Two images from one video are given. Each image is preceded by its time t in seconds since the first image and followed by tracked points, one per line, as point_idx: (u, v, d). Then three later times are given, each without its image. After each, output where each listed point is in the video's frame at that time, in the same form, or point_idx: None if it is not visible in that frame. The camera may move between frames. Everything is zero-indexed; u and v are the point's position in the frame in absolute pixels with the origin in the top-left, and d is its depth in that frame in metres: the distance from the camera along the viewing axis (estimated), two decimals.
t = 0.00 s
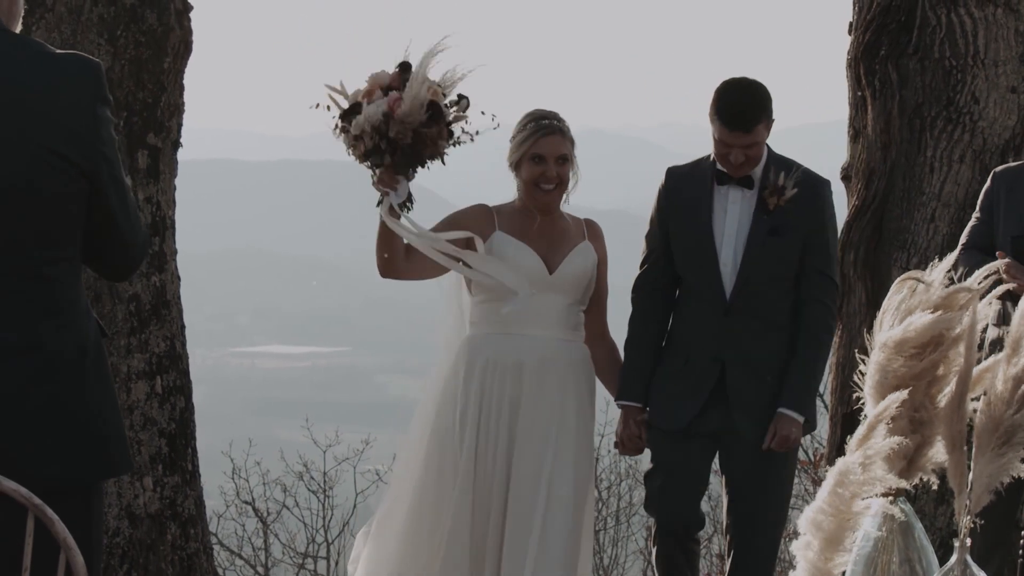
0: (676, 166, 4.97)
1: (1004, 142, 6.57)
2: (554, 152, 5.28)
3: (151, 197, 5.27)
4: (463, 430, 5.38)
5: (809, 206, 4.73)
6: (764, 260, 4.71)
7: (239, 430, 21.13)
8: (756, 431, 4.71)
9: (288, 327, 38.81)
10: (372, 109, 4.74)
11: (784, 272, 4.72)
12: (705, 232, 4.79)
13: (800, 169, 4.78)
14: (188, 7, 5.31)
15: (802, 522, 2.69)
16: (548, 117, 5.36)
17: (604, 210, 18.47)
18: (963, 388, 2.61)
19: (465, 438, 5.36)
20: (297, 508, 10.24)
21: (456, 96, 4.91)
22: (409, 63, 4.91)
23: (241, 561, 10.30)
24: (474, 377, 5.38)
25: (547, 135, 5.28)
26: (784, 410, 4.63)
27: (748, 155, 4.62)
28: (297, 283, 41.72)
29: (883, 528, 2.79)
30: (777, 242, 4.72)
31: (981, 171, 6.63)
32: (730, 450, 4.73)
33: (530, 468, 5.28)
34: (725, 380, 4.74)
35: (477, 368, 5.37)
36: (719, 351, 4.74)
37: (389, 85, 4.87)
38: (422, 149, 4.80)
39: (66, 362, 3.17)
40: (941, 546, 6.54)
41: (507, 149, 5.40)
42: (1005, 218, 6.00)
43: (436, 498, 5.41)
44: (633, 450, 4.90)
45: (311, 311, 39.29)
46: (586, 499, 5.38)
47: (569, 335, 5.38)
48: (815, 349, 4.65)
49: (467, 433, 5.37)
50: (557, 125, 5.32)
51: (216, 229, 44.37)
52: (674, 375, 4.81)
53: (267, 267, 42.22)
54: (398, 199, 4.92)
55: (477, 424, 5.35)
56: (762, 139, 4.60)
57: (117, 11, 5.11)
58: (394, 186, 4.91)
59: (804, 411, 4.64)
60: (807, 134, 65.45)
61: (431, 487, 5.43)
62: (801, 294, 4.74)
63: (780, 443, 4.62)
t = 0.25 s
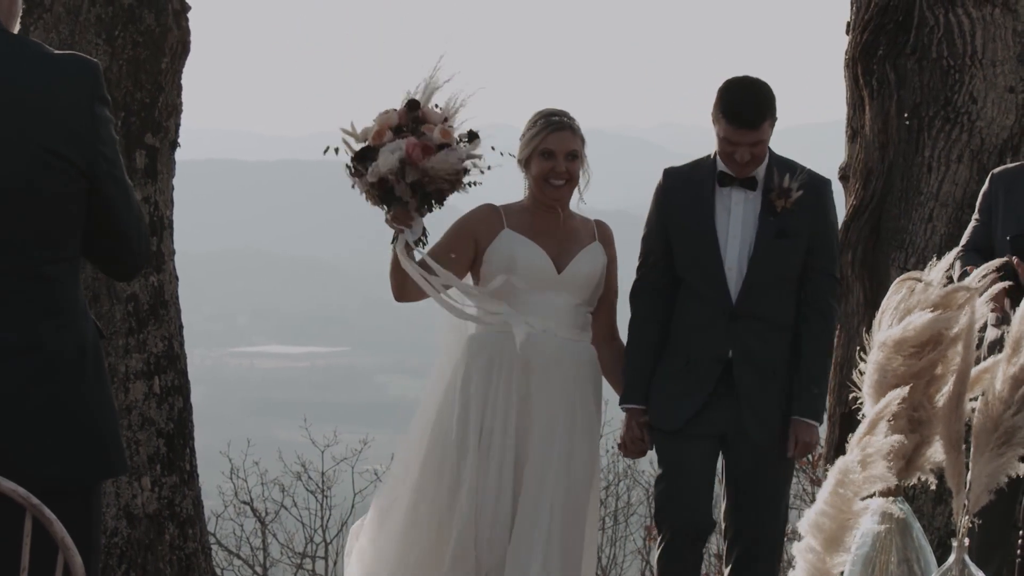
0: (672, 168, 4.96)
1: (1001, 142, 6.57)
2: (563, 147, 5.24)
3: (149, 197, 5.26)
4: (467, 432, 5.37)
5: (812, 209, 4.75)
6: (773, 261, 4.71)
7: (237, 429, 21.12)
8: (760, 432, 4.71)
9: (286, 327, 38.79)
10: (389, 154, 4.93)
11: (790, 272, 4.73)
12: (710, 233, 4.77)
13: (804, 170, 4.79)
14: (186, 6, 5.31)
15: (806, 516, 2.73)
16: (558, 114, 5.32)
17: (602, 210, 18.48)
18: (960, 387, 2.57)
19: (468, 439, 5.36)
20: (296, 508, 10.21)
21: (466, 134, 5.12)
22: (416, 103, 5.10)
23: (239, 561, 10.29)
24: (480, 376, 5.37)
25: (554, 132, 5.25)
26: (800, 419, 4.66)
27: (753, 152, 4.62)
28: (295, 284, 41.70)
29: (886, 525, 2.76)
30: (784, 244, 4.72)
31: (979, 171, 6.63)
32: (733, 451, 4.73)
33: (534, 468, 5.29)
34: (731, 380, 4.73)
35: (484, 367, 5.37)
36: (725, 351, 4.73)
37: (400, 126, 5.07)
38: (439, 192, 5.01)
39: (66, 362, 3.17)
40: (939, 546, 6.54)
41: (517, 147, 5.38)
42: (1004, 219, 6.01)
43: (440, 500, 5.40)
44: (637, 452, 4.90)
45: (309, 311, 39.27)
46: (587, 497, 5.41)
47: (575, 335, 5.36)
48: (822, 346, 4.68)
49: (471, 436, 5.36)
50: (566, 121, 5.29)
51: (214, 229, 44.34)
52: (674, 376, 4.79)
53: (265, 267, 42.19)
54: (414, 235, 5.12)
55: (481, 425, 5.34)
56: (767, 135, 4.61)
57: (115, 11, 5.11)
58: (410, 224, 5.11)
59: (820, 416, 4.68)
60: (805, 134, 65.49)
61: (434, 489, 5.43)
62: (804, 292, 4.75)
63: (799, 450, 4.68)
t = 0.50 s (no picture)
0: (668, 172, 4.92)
1: (1002, 143, 6.57)
2: (570, 146, 5.21)
3: (150, 197, 5.26)
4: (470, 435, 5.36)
5: (813, 210, 4.77)
6: (780, 262, 4.71)
7: (238, 429, 21.10)
8: (765, 436, 4.69)
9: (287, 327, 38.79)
10: (384, 199, 4.92)
11: (796, 271, 4.74)
12: (716, 234, 4.75)
13: (807, 170, 4.79)
14: (186, 7, 5.31)
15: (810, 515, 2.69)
16: (567, 112, 5.29)
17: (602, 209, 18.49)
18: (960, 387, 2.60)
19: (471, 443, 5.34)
20: (297, 508, 10.17)
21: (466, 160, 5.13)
22: (409, 137, 5.12)
23: (240, 561, 10.28)
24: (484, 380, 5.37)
25: (561, 130, 5.22)
26: (831, 415, 4.70)
27: (759, 150, 4.59)
28: (295, 284, 41.68)
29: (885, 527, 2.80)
30: (791, 245, 4.73)
31: (980, 170, 6.63)
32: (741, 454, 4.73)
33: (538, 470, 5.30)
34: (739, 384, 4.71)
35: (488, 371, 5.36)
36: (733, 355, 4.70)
37: (396, 163, 5.08)
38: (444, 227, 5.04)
39: (66, 362, 3.18)
40: (939, 546, 6.54)
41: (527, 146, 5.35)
42: (1005, 217, 6.00)
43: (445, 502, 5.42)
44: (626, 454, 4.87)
45: (309, 311, 39.27)
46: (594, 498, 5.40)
47: (578, 337, 5.34)
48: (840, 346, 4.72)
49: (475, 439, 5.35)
50: (575, 119, 5.26)
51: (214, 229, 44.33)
52: (678, 380, 4.75)
53: (266, 267, 42.19)
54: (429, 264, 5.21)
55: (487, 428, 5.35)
56: (771, 131, 4.59)
57: (116, 11, 5.12)
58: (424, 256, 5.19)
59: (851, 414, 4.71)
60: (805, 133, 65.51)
61: (440, 490, 5.44)
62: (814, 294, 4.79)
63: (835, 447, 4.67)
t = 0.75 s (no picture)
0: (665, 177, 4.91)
1: (1001, 143, 6.61)
2: (570, 147, 5.21)
3: (149, 197, 5.26)
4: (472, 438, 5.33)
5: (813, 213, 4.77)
6: (781, 265, 4.72)
7: (237, 430, 21.08)
8: (766, 442, 4.67)
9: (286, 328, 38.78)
10: (379, 214, 4.92)
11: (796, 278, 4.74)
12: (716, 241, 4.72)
13: (806, 172, 4.79)
14: (186, 8, 5.31)
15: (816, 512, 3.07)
16: (570, 112, 5.29)
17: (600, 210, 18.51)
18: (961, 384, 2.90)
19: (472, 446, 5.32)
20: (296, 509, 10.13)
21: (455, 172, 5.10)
22: (405, 151, 5.09)
23: (239, 562, 10.27)
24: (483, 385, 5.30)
25: (562, 132, 5.22)
26: (846, 415, 4.69)
27: (759, 148, 4.58)
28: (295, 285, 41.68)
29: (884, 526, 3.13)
30: (791, 249, 4.74)
31: (979, 171, 6.68)
32: (742, 459, 4.71)
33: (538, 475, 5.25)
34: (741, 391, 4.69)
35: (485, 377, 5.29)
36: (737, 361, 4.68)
37: (392, 177, 5.06)
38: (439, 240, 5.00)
39: (65, 363, 3.17)
40: (939, 547, 6.55)
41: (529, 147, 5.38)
42: (1005, 219, 6.02)
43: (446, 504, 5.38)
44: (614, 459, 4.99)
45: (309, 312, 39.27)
46: (592, 501, 5.37)
47: (580, 340, 5.31)
48: (846, 348, 4.73)
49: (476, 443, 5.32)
50: (578, 120, 5.26)
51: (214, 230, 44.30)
52: (679, 388, 4.72)
53: (265, 268, 42.18)
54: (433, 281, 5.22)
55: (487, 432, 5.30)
56: (770, 129, 4.58)
57: (115, 12, 5.11)
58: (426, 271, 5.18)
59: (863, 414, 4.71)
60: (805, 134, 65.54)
61: (444, 490, 5.39)
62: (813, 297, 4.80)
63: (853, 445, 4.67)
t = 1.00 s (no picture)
0: (661, 187, 4.90)
1: (1000, 143, 6.56)
2: (569, 154, 5.20)
3: (148, 198, 5.26)
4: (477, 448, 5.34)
5: (811, 220, 4.80)
6: (781, 274, 4.71)
7: (237, 430, 21.07)
8: (768, 453, 4.66)
9: (286, 328, 38.77)
10: (382, 229, 4.89)
11: (795, 287, 4.74)
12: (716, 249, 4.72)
13: (801, 179, 4.84)
14: (185, 8, 5.31)
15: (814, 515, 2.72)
16: (567, 119, 5.29)
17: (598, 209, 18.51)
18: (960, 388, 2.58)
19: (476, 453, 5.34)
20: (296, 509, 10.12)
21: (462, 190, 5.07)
22: (408, 168, 5.06)
23: (239, 562, 10.25)
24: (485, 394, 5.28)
25: (561, 138, 5.22)
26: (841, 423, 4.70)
27: (750, 151, 4.61)
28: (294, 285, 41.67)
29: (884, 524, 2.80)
30: (792, 256, 4.73)
31: (979, 172, 6.62)
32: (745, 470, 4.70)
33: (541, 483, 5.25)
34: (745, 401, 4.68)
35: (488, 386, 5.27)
36: (740, 371, 4.67)
37: (395, 195, 5.02)
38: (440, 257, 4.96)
39: (65, 363, 3.18)
40: (938, 547, 6.55)
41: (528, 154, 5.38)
42: (1005, 218, 6.01)
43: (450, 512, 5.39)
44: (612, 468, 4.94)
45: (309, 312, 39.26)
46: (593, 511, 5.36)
47: (580, 348, 5.29)
48: (840, 357, 4.75)
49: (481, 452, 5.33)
50: (576, 126, 5.27)
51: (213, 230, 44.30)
52: (682, 400, 4.71)
53: (265, 268, 42.17)
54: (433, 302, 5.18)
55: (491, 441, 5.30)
56: (763, 132, 4.60)
57: (114, 12, 5.11)
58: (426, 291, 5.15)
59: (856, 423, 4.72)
60: (804, 135, 65.54)
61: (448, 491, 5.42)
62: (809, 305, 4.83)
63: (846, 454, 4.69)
